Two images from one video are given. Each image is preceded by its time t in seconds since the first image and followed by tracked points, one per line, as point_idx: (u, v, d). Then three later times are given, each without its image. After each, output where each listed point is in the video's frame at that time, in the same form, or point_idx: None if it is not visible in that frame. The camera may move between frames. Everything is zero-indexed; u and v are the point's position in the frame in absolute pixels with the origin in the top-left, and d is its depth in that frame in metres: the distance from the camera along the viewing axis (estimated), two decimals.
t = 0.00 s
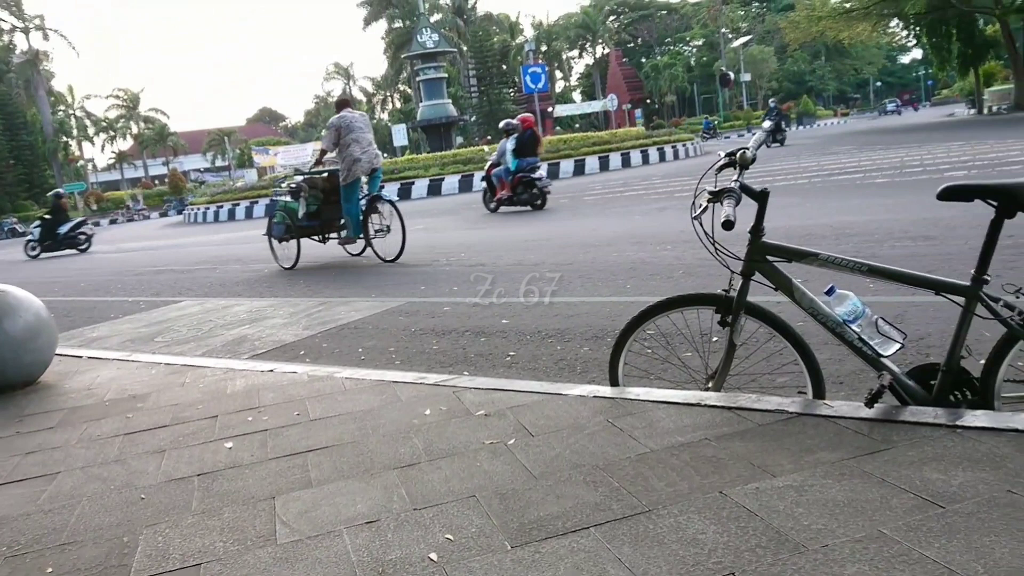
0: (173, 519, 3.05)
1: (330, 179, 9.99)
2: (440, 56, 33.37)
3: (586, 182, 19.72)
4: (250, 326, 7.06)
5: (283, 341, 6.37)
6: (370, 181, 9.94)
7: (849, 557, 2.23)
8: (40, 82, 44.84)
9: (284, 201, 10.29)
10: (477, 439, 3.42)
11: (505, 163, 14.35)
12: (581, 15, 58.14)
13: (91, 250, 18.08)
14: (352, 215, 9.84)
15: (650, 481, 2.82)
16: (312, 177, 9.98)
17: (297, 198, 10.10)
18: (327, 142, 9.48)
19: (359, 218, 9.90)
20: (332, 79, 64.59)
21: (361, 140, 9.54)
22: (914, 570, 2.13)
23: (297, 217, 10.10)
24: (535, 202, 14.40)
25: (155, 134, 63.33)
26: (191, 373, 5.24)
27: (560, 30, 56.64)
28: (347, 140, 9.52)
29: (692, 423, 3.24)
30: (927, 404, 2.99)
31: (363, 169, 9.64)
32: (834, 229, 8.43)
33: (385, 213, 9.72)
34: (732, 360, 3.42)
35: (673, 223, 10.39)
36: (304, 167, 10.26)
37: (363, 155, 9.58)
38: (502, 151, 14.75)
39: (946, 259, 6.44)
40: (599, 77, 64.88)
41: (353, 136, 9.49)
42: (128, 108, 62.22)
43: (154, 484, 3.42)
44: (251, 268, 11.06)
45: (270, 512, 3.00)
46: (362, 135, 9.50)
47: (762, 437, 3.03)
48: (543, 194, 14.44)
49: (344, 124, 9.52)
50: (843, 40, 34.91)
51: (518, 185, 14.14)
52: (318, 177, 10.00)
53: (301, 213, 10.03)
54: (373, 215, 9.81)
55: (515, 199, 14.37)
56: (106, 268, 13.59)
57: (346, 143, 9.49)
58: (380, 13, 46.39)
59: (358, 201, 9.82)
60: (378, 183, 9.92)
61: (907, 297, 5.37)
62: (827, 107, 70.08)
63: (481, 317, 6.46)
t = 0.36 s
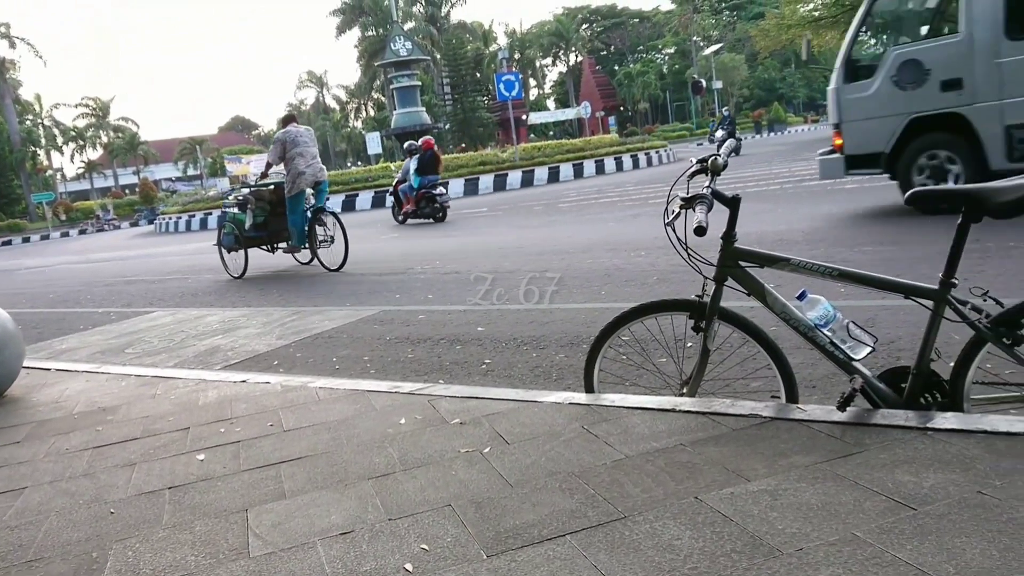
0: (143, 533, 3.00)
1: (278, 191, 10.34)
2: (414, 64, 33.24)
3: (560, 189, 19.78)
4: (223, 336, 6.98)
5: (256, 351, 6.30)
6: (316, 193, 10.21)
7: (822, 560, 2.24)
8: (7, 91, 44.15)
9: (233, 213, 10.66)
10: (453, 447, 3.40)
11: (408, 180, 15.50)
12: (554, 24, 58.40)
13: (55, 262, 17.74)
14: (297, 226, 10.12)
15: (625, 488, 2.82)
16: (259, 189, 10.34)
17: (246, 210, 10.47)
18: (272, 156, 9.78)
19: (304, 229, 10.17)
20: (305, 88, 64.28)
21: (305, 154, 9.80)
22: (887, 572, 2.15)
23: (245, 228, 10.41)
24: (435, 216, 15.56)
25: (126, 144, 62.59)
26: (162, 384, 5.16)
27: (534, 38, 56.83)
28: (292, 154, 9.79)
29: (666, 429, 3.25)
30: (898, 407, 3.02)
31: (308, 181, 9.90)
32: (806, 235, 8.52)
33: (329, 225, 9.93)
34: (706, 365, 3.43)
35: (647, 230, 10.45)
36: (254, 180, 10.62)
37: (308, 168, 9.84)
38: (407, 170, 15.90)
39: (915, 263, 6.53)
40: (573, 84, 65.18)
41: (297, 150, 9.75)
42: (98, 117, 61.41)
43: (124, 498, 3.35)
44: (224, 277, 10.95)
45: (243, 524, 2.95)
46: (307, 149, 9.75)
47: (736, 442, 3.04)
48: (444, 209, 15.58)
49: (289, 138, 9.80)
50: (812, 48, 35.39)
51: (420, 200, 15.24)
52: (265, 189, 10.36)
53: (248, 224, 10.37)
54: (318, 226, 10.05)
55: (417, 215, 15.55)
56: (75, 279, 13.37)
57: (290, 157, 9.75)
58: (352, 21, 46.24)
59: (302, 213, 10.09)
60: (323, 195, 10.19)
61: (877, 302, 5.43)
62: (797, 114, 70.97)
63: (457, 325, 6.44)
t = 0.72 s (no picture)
0: (127, 537, 2.97)
1: (235, 197, 10.64)
2: (400, 66, 32.93)
3: (547, 192, 19.78)
4: (208, 339, 6.93)
5: (241, 354, 6.27)
6: (270, 200, 10.52)
7: (808, 561, 2.25)
8: None
9: (193, 216, 10.93)
10: (439, 449, 3.40)
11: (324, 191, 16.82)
12: (540, 26, 58.52)
13: (36, 265, 17.59)
14: (252, 231, 10.39)
15: (611, 490, 2.82)
16: (218, 195, 10.67)
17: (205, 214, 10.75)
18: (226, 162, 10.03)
19: (259, 234, 10.43)
20: (290, 89, 63.97)
21: (258, 161, 10.09)
22: (872, 572, 2.17)
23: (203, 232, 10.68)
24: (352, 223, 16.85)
25: (109, 145, 62.08)
26: (146, 387, 5.12)
27: (520, 41, 56.83)
28: (245, 161, 10.04)
29: (653, 430, 3.26)
30: (882, 408, 3.05)
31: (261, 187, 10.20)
32: (790, 237, 8.57)
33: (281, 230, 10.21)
34: (693, 367, 3.44)
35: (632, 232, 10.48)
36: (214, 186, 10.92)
37: (261, 175, 10.14)
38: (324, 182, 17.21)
39: (898, 266, 6.59)
40: (559, 87, 65.26)
41: (251, 158, 10.02)
42: (81, 118, 60.89)
43: (108, 502, 3.32)
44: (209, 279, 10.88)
45: (228, 528, 2.93)
46: (260, 156, 10.03)
47: (721, 443, 3.05)
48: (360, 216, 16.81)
49: (242, 146, 10.09)
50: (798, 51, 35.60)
51: (335, 209, 16.57)
52: (223, 195, 10.68)
53: (207, 228, 10.64)
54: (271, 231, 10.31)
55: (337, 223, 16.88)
56: (57, 281, 13.24)
57: (243, 163, 10.03)
58: (338, 23, 46.04)
59: (257, 218, 10.36)
60: (276, 202, 10.51)
61: (860, 304, 5.47)
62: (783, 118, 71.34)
63: (444, 327, 6.43)
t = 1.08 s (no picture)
0: (126, 536, 2.96)
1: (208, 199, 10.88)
2: (397, 66, 32.97)
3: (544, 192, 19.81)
4: (205, 339, 6.91)
5: (238, 353, 6.26)
6: (242, 202, 10.79)
7: (808, 560, 2.25)
8: None
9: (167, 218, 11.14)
10: (439, 449, 3.40)
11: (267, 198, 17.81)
12: (537, 26, 58.57)
13: (32, 265, 17.55)
14: (225, 233, 10.64)
15: (611, 489, 2.82)
16: (192, 197, 10.89)
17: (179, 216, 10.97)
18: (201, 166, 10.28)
19: (232, 234, 10.72)
20: (287, 89, 63.92)
21: (231, 165, 10.37)
22: (872, 572, 2.17)
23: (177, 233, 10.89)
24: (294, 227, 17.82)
25: (105, 145, 61.94)
26: (143, 387, 5.11)
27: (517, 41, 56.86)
28: (219, 165, 10.30)
29: (652, 430, 3.26)
30: (881, 408, 3.05)
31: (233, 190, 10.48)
32: (787, 237, 8.58)
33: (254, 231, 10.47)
34: (691, 367, 3.45)
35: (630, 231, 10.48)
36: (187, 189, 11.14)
37: (234, 178, 10.43)
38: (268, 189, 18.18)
39: (895, 266, 6.60)
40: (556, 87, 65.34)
41: (225, 162, 10.29)
42: (77, 117, 60.79)
43: (106, 502, 3.31)
44: (206, 278, 10.87)
45: (226, 527, 2.93)
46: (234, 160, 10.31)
47: (721, 443, 3.05)
48: (301, 221, 17.77)
49: (216, 149, 10.36)
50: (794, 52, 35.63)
51: (276, 214, 17.51)
52: (197, 197, 10.91)
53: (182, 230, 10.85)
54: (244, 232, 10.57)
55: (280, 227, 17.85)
56: (53, 281, 13.20)
57: (217, 167, 10.30)
58: (335, 23, 46.02)
59: (230, 220, 10.62)
60: (249, 204, 10.78)
61: (859, 305, 5.48)
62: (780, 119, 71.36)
63: (443, 327, 6.43)
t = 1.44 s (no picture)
0: (128, 534, 2.98)
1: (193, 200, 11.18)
2: (401, 66, 32.95)
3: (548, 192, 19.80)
4: (209, 337, 6.93)
5: (242, 352, 6.27)
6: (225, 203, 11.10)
7: (809, 561, 2.26)
8: None
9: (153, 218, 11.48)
10: (441, 448, 3.40)
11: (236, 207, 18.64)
12: (541, 26, 58.59)
13: (37, 263, 17.60)
14: (208, 233, 10.93)
15: (613, 489, 2.83)
16: (177, 198, 11.22)
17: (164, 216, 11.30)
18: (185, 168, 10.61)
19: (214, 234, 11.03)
20: (292, 88, 63.97)
21: (214, 167, 10.64)
22: (873, 572, 2.17)
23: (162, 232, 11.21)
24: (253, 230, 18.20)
25: (110, 143, 62.05)
26: (147, 385, 5.12)
27: (521, 41, 56.80)
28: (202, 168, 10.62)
29: (654, 431, 3.26)
30: (883, 409, 3.05)
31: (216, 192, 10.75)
32: (791, 238, 8.57)
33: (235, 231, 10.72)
34: (694, 367, 3.44)
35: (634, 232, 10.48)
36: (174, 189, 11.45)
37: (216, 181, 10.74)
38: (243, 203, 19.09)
39: (899, 268, 6.58)
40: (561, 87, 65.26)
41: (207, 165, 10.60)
42: (82, 115, 60.91)
43: (109, 500, 3.32)
44: (209, 277, 10.89)
45: (229, 525, 2.94)
46: (216, 163, 10.58)
47: (723, 444, 3.05)
48: (257, 222, 17.90)
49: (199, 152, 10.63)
50: (799, 53, 35.55)
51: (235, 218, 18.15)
52: (182, 198, 11.24)
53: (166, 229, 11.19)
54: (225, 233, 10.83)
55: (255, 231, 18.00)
56: (57, 278, 13.23)
57: (200, 169, 10.58)
58: (340, 22, 46.03)
59: (212, 220, 10.89)
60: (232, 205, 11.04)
61: (862, 306, 5.47)
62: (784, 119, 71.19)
63: (446, 327, 6.43)
